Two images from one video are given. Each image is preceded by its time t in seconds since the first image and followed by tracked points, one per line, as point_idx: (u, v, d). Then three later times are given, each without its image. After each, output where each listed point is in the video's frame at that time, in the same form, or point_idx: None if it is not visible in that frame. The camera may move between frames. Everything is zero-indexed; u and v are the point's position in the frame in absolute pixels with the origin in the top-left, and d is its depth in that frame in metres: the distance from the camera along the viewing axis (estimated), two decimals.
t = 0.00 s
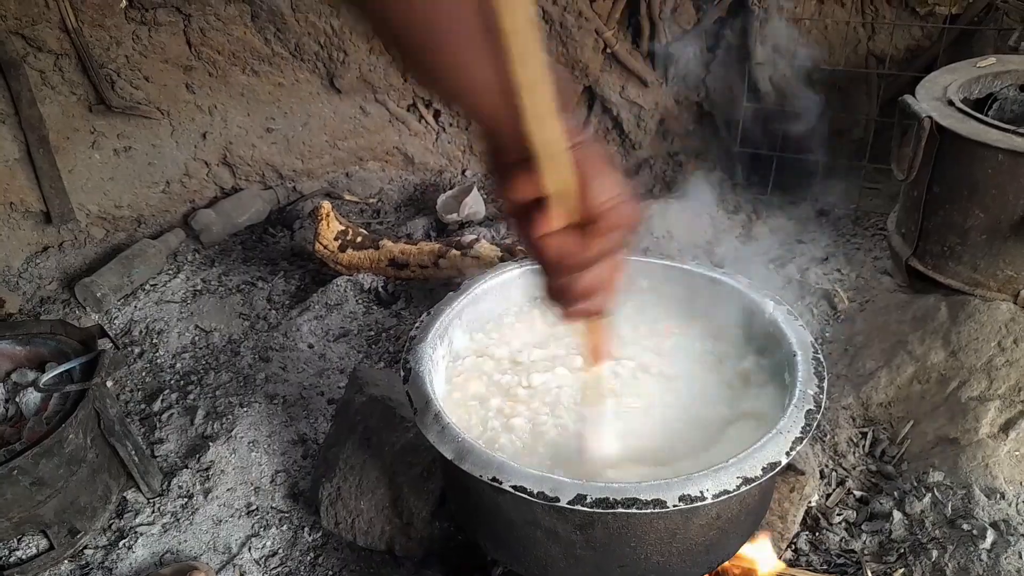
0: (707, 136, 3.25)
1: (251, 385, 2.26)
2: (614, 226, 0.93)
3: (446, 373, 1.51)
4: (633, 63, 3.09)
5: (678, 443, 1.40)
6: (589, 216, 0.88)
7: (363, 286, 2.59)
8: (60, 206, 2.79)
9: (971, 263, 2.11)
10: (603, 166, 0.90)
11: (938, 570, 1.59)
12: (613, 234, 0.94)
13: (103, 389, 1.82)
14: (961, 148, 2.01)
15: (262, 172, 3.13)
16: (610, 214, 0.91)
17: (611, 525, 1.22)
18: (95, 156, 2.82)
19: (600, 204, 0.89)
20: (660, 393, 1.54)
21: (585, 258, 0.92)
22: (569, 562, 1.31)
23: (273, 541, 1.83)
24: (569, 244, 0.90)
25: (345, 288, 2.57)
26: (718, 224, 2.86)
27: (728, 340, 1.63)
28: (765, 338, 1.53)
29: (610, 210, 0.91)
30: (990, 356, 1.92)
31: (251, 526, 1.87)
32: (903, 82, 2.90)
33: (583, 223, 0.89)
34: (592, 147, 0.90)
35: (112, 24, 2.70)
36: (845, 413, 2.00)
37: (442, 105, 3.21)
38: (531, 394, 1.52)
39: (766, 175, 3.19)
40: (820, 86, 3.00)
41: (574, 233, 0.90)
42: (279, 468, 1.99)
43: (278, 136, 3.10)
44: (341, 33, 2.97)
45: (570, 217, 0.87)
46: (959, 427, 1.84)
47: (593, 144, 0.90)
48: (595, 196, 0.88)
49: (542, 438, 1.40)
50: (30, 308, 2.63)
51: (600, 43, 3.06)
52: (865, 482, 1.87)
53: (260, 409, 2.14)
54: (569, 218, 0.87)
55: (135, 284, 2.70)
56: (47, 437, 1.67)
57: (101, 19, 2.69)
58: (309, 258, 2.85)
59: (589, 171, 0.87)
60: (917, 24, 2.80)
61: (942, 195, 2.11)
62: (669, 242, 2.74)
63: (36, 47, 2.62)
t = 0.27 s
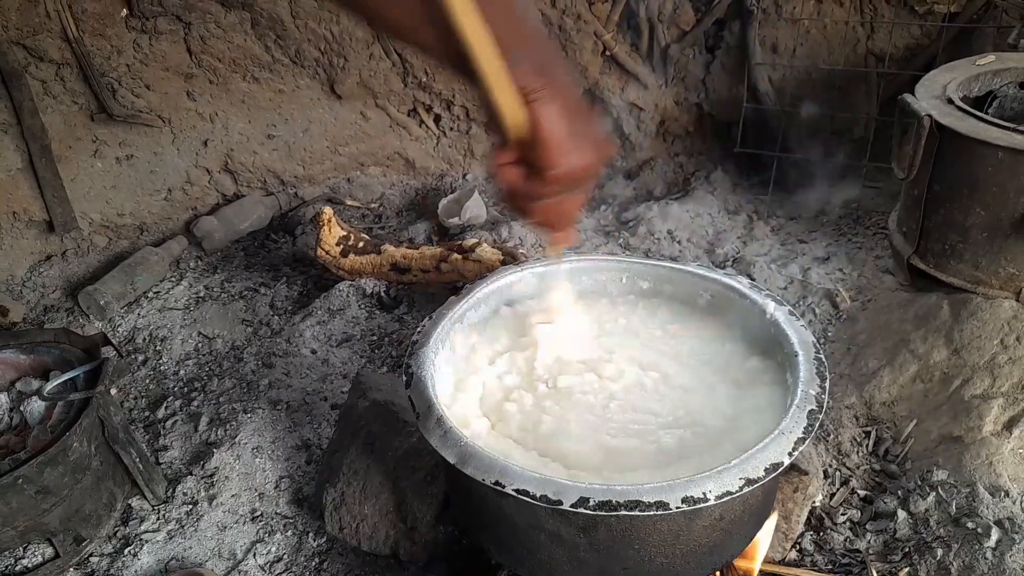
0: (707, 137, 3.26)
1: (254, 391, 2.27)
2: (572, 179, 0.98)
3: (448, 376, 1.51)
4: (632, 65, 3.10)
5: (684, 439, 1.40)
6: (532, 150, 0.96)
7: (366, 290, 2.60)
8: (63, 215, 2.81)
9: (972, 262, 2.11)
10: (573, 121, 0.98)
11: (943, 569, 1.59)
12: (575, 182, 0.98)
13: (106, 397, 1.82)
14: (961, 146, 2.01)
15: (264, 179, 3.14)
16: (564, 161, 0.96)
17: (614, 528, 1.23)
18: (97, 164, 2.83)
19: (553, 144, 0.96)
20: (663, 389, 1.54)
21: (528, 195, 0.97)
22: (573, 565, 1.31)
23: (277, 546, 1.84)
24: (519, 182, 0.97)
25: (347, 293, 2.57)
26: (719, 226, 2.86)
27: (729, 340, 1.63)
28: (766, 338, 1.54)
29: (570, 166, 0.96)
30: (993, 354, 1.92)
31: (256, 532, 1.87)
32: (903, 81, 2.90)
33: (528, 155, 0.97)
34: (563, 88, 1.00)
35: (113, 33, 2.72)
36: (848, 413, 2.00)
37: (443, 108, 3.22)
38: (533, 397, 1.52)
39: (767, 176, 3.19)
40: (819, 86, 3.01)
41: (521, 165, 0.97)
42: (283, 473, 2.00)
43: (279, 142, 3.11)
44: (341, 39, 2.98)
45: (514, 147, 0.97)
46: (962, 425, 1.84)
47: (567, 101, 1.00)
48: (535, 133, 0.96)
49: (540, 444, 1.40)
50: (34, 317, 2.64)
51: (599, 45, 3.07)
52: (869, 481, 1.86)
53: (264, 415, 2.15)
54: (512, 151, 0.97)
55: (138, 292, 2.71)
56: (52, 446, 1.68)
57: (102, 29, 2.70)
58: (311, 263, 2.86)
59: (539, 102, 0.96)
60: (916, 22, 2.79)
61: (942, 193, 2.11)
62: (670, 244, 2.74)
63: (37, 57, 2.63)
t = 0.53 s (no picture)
0: (706, 136, 3.26)
1: (254, 393, 2.27)
2: (569, 265, 0.92)
3: (448, 381, 1.51)
4: (630, 65, 3.10)
5: (685, 446, 1.41)
6: (541, 251, 0.89)
7: (366, 292, 2.60)
8: (63, 217, 2.81)
9: (972, 260, 2.11)
10: (573, 221, 0.92)
11: (944, 568, 1.59)
12: (569, 276, 0.93)
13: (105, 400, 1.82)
14: (960, 144, 2.01)
15: (263, 181, 3.14)
16: (562, 253, 0.90)
17: (614, 528, 1.23)
18: (96, 167, 2.83)
19: (557, 251, 0.90)
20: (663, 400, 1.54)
21: (526, 300, 0.93)
22: (574, 566, 1.31)
23: (278, 548, 1.84)
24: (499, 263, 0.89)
25: (347, 295, 2.57)
26: (719, 225, 2.86)
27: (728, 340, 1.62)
28: (765, 338, 1.53)
29: (566, 253, 0.91)
30: (993, 352, 1.92)
31: (256, 534, 1.87)
32: (902, 79, 2.89)
33: (532, 258, 0.90)
34: (551, 189, 0.91)
35: (111, 35, 2.72)
36: (848, 411, 2.00)
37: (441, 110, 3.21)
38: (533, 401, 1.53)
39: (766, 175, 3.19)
40: (818, 84, 3.01)
41: (525, 266, 0.90)
42: (283, 475, 1.99)
43: (278, 144, 3.11)
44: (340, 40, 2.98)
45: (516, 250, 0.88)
46: (962, 423, 1.84)
47: (550, 188, 0.92)
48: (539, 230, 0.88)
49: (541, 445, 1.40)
50: (33, 320, 2.64)
51: (598, 45, 3.07)
52: (870, 480, 1.86)
53: (264, 417, 2.15)
54: (516, 251, 0.88)
55: (137, 295, 2.71)
56: (52, 449, 1.68)
57: (100, 31, 2.70)
58: (311, 265, 2.86)
59: (543, 208, 0.89)
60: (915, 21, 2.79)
61: (942, 191, 2.11)
62: (670, 243, 2.74)
63: (36, 60, 2.64)
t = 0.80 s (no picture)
0: (707, 138, 3.26)
1: (253, 392, 2.26)
2: (532, 209, 1.19)
3: (449, 378, 1.51)
4: (631, 66, 3.10)
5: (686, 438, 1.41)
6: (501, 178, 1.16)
7: (366, 292, 2.59)
8: (63, 215, 2.81)
9: (973, 263, 2.11)
10: (542, 156, 1.18)
11: (943, 572, 1.59)
12: (538, 209, 1.19)
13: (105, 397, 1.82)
14: (961, 148, 2.01)
15: (264, 180, 3.14)
16: (527, 193, 1.17)
17: (614, 530, 1.22)
18: (96, 165, 2.83)
19: (517, 175, 1.16)
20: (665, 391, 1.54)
21: (495, 218, 1.20)
22: (573, 567, 1.31)
23: (276, 547, 1.83)
24: (485, 209, 1.20)
25: (347, 294, 2.57)
26: (719, 227, 2.86)
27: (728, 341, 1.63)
28: (766, 340, 1.54)
29: (529, 195, 1.17)
30: (993, 355, 1.92)
31: (255, 533, 1.87)
32: (903, 82, 2.90)
33: (495, 186, 1.18)
34: (541, 129, 1.20)
35: (113, 33, 2.72)
36: (848, 414, 2.00)
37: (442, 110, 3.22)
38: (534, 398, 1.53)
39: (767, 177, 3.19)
40: (819, 87, 3.01)
41: (484, 196, 1.20)
42: (282, 474, 1.99)
43: (279, 143, 3.11)
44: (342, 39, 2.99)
45: (480, 179, 1.19)
46: (962, 426, 1.84)
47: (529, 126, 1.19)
48: (501, 168, 1.16)
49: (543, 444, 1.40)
50: (33, 318, 2.64)
51: (599, 46, 3.07)
52: (869, 483, 1.86)
53: (263, 416, 2.14)
54: (479, 181, 1.20)
55: (137, 293, 2.71)
56: (51, 446, 1.68)
57: (101, 29, 2.70)
58: (311, 264, 2.86)
59: (505, 139, 1.15)
60: (916, 23, 2.79)
61: (942, 195, 2.11)
62: (670, 245, 2.74)
63: (37, 57, 2.64)
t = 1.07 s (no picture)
0: (708, 139, 3.26)
1: (253, 390, 2.26)
2: (473, 291, 0.91)
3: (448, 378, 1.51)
4: (633, 66, 3.10)
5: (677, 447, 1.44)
6: (433, 276, 0.88)
7: (366, 290, 2.59)
8: (63, 212, 2.81)
9: (972, 265, 2.11)
10: (485, 248, 0.89)
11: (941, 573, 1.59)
12: (471, 306, 0.95)
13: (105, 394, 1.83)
14: (962, 150, 2.01)
15: (264, 178, 3.14)
16: (465, 278, 0.89)
17: (613, 529, 1.23)
18: (97, 162, 2.83)
19: (459, 279, 0.89)
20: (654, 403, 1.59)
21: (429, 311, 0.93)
22: (572, 566, 1.31)
23: (276, 545, 1.83)
24: (419, 304, 0.92)
25: (347, 293, 2.57)
26: (719, 228, 2.86)
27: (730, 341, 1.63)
28: (766, 340, 1.51)
29: (470, 284, 0.90)
30: (992, 357, 1.92)
31: (254, 531, 1.87)
32: (904, 83, 2.90)
33: (433, 283, 0.89)
34: (456, 214, 0.85)
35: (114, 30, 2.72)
36: (848, 415, 2.00)
37: (443, 109, 3.22)
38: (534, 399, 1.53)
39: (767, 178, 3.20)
40: (820, 88, 3.01)
41: (429, 293, 0.91)
42: (281, 472, 1.99)
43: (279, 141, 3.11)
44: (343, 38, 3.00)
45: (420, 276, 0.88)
46: (961, 428, 1.84)
47: (464, 215, 0.88)
48: (440, 266, 0.86)
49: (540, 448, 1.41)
50: (32, 314, 2.64)
51: (601, 46, 3.07)
52: (868, 484, 1.87)
53: (263, 414, 2.14)
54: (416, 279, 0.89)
55: (137, 290, 2.71)
56: (50, 443, 1.68)
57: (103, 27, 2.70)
58: (311, 262, 2.86)
59: (445, 237, 0.84)
60: (917, 25, 2.80)
61: (943, 197, 2.11)
62: (670, 245, 2.74)
63: (38, 54, 2.64)
